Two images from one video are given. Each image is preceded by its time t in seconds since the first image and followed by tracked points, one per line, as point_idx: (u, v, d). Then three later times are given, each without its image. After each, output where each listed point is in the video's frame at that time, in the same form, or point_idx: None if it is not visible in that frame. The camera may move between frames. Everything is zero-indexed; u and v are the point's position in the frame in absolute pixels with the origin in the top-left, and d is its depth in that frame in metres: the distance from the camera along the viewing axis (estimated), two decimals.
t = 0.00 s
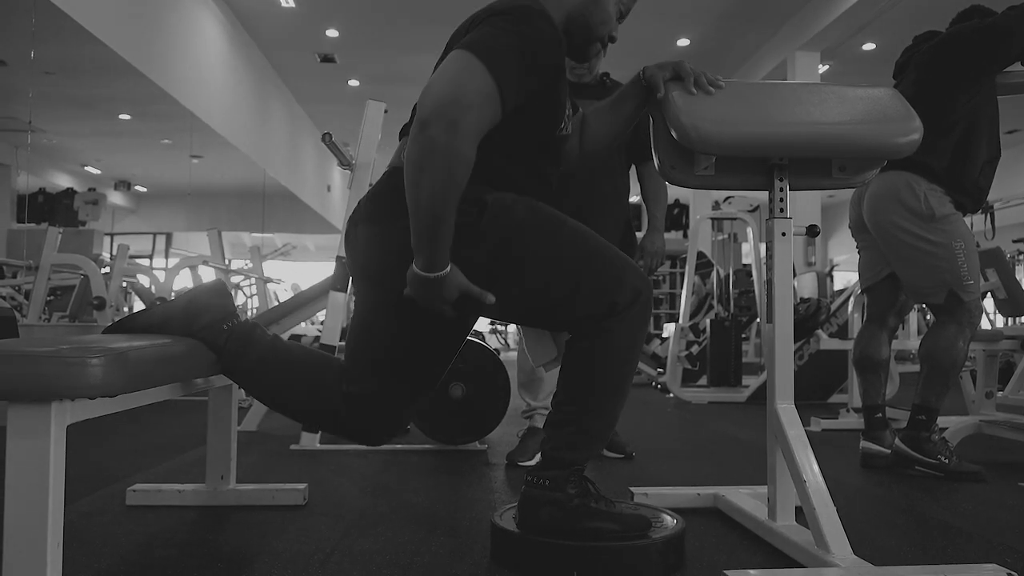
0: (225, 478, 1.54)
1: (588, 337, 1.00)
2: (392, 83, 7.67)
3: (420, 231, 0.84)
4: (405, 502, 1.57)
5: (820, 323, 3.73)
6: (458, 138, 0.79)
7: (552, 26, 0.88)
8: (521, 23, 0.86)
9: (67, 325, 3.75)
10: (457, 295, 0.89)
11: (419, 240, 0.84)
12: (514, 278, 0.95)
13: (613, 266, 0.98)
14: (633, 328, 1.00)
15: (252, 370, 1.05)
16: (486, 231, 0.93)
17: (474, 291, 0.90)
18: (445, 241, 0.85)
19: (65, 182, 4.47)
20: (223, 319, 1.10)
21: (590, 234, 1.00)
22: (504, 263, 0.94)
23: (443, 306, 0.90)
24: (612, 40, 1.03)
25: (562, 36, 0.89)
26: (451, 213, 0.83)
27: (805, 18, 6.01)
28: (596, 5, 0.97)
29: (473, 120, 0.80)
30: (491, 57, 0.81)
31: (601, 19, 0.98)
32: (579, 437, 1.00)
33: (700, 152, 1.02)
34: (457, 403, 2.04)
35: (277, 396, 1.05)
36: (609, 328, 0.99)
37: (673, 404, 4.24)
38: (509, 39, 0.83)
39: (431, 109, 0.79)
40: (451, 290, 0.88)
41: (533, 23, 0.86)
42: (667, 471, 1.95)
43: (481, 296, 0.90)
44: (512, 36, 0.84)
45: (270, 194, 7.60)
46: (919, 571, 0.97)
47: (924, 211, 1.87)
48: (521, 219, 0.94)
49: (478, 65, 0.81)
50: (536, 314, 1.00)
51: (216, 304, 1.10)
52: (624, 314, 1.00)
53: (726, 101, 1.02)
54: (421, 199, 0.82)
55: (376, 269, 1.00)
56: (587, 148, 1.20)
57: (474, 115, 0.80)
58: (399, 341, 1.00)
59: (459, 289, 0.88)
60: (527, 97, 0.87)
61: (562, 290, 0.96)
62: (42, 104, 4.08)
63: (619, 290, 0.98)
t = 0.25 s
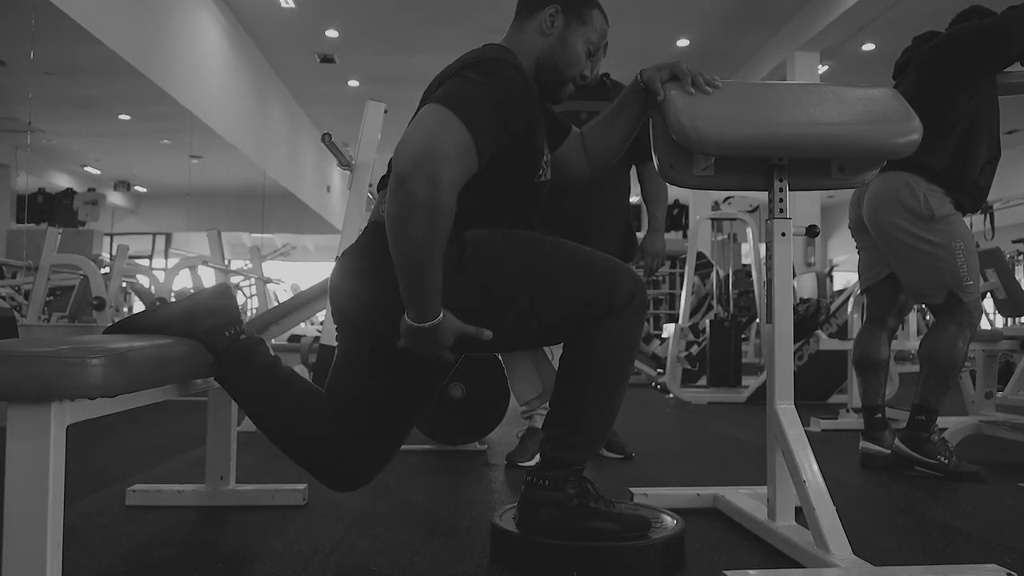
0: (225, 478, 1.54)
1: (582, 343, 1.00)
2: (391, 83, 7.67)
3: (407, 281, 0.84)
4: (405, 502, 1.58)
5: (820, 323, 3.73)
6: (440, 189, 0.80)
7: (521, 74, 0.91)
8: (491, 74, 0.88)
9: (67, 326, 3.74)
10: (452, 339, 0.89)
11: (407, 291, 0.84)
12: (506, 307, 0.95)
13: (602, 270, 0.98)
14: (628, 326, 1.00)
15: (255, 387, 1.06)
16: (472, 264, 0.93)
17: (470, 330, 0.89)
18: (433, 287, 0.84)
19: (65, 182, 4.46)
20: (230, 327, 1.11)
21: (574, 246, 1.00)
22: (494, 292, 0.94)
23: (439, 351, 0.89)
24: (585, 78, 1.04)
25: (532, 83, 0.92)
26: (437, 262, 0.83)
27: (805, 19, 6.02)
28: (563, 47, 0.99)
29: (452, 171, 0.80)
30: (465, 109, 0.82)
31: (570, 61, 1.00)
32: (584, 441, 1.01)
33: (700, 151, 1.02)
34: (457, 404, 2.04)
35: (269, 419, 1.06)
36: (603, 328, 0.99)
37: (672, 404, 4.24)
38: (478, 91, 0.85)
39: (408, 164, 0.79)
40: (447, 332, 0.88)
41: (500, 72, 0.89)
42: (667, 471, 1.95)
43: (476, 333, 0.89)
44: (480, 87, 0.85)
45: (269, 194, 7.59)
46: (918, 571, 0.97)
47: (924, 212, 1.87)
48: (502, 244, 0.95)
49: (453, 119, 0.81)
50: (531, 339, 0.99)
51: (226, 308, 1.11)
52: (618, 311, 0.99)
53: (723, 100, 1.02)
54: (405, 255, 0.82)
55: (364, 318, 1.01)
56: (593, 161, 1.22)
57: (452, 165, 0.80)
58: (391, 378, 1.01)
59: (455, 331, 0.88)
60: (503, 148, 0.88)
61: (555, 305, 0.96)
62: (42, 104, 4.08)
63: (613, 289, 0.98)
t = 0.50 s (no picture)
0: (224, 480, 1.54)
1: (575, 346, 1.01)
2: (391, 85, 7.68)
3: (397, 302, 0.85)
4: (405, 504, 1.57)
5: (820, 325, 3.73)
6: (427, 210, 0.80)
7: (505, 91, 0.91)
8: (475, 92, 0.88)
9: (67, 328, 3.74)
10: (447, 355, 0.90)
11: (398, 311, 0.85)
12: (497, 317, 0.97)
13: (590, 271, 0.99)
14: (619, 324, 1.00)
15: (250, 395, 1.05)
16: (461, 277, 0.95)
17: (463, 345, 0.90)
18: (424, 306, 0.85)
19: (64, 184, 4.46)
20: (232, 332, 1.08)
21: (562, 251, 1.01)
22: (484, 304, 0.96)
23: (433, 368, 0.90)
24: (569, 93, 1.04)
25: (519, 99, 0.92)
26: (427, 281, 0.84)
27: (804, 21, 6.03)
28: (546, 63, 0.99)
29: (438, 191, 0.81)
30: (449, 128, 0.83)
31: (554, 77, 1.00)
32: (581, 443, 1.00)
33: (700, 154, 1.02)
34: (456, 405, 2.03)
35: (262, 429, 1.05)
36: (595, 327, 1.00)
37: (672, 406, 4.24)
38: (462, 109, 0.85)
39: (394, 184, 0.79)
40: (441, 348, 0.89)
41: (484, 89, 0.89)
42: (667, 473, 1.95)
43: (471, 347, 0.90)
44: (464, 105, 0.86)
45: (269, 196, 7.60)
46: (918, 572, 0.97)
47: (923, 214, 1.87)
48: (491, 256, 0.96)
49: (437, 140, 0.82)
50: (522, 346, 1.01)
51: (228, 312, 1.07)
52: (609, 309, 1.00)
53: (723, 101, 1.02)
54: (394, 280, 0.83)
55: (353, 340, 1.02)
56: (594, 164, 1.22)
57: (438, 185, 0.81)
58: (385, 389, 1.02)
59: (448, 346, 0.89)
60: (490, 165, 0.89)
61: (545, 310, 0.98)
62: (42, 105, 4.09)
63: (602, 289, 0.99)
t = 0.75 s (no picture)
0: (224, 482, 1.54)
1: (576, 348, 1.00)
2: (391, 86, 7.68)
3: (400, 308, 0.84)
4: (404, 506, 1.57)
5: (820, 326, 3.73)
6: (430, 216, 0.81)
7: (506, 97, 0.91)
8: (475, 98, 0.89)
9: (67, 329, 3.74)
10: (451, 360, 0.90)
11: (401, 317, 0.85)
12: (498, 322, 0.97)
13: (591, 273, 0.99)
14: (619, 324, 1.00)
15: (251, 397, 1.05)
16: (462, 281, 0.95)
17: (467, 351, 0.90)
18: (427, 313, 0.85)
19: (64, 186, 4.46)
20: (228, 334, 1.08)
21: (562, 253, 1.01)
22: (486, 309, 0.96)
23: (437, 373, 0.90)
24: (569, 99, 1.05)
25: (519, 105, 0.93)
26: (431, 287, 0.84)
27: (804, 22, 6.03)
28: (545, 68, 0.99)
29: (440, 197, 0.81)
30: (450, 135, 0.83)
31: (552, 82, 1.00)
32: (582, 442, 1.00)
33: (700, 155, 1.02)
34: (456, 406, 2.02)
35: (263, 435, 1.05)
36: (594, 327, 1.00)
37: (672, 407, 4.23)
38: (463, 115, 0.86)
39: (397, 191, 0.80)
40: (444, 351, 0.88)
41: (485, 96, 0.89)
42: (667, 475, 1.95)
43: (473, 353, 0.90)
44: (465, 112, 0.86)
45: (269, 198, 7.60)
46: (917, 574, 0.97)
47: (924, 215, 1.87)
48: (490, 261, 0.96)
49: (439, 146, 0.82)
50: (524, 349, 1.01)
51: (224, 314, 1.08)
52: (609, 309, 1.00)
53: (723, 103, 1.02)
54: (398, 285, 0.83)
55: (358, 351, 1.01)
56: (595, 166, 1.21)
57: (441, 191, 0.81)
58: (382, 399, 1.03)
59: (452, 349, 0.89)
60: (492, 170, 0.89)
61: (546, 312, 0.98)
62: (42, 106, 4.09)
63: (603, 291, 0.99)
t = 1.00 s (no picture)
0: (224, 483, 1.54)
1: (582, 348, 1.01)
2: (391, 87, 7.68)
3: (418, 277, 0.84)
4: (404, 507, 1.57)
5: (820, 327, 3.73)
6: (462, 186, 0.80)
7: (542, 72, 0.91)
8: (513, 72, 0.88)
9: (67, 329, 3.74)
10: (457, 338, 0.89)
11: (418, 286, 0.84)
12: (510, 307, 0.96)
13: (604, 273, 0.99)
14: (627, 327, 1.00)
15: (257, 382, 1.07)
16: (477, 263, 0.94)
17: (474, 329, 0.89)
18: (444, 285, 0.84)
19: (64, 186, 4.45)
20: (226, 330, 1.10)
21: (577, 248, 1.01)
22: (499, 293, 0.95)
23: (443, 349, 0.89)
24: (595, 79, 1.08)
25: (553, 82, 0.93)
26: (452, 259, 0.83)
27: (804, 23, 6.03)
28: (573, 48, 1.02)
29: (475, 166, 0.81)
30: (489, 106, 0.83)
31: (580, 62, 1.03)
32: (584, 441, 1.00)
33: (699, 156, 1.02)
34: (456, 408, 2.04)
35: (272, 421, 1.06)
36: (603, 328, 1.00)
37: (672, 408, 4.23)
38: (502, 88, 0.85)
39: (432, 157, 0.79)
40: (452, 327, 0.87)
41: (523, 70, 0.89)
42: (667, 476, 1.95)
43: (481, 333, 0.89)
44: (504, 85, 0.86)
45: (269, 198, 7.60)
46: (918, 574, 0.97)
47: (924, 217, 1.87)
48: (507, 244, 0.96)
49: (477, 114, 0.82)
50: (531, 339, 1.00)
51: (224, 313, 1.09)
52: (619, 313, 1.00)
53: (722, 104, 1.02)
54: (418, 249, 0.82)
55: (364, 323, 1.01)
56: (594, 168, 1.21)
57: (476, 160, 0.80)
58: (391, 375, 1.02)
59: (461, 327, 0.88)
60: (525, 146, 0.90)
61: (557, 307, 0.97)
62: (41, 107, 4.09)
63: (614, 292, 0.99)
